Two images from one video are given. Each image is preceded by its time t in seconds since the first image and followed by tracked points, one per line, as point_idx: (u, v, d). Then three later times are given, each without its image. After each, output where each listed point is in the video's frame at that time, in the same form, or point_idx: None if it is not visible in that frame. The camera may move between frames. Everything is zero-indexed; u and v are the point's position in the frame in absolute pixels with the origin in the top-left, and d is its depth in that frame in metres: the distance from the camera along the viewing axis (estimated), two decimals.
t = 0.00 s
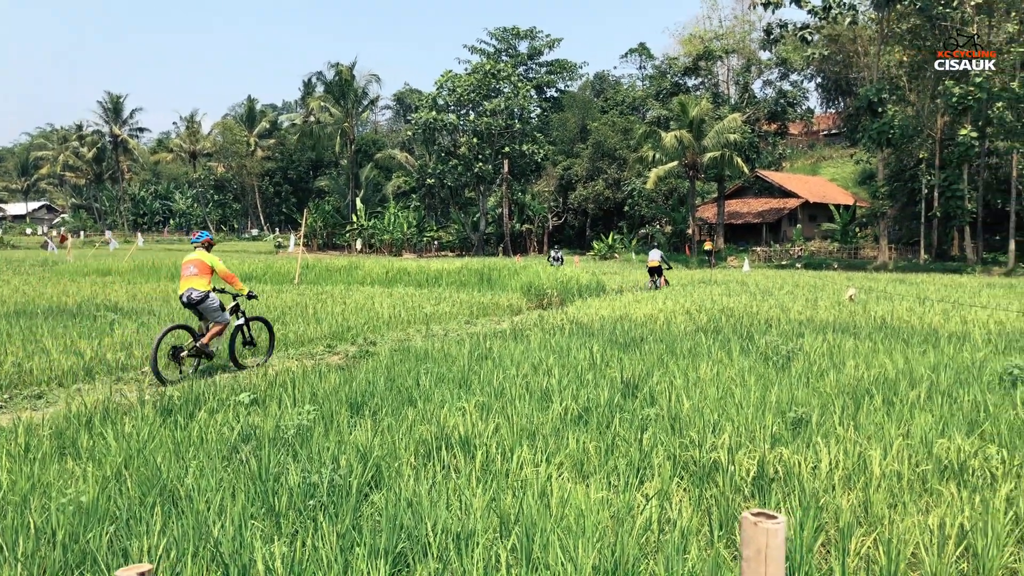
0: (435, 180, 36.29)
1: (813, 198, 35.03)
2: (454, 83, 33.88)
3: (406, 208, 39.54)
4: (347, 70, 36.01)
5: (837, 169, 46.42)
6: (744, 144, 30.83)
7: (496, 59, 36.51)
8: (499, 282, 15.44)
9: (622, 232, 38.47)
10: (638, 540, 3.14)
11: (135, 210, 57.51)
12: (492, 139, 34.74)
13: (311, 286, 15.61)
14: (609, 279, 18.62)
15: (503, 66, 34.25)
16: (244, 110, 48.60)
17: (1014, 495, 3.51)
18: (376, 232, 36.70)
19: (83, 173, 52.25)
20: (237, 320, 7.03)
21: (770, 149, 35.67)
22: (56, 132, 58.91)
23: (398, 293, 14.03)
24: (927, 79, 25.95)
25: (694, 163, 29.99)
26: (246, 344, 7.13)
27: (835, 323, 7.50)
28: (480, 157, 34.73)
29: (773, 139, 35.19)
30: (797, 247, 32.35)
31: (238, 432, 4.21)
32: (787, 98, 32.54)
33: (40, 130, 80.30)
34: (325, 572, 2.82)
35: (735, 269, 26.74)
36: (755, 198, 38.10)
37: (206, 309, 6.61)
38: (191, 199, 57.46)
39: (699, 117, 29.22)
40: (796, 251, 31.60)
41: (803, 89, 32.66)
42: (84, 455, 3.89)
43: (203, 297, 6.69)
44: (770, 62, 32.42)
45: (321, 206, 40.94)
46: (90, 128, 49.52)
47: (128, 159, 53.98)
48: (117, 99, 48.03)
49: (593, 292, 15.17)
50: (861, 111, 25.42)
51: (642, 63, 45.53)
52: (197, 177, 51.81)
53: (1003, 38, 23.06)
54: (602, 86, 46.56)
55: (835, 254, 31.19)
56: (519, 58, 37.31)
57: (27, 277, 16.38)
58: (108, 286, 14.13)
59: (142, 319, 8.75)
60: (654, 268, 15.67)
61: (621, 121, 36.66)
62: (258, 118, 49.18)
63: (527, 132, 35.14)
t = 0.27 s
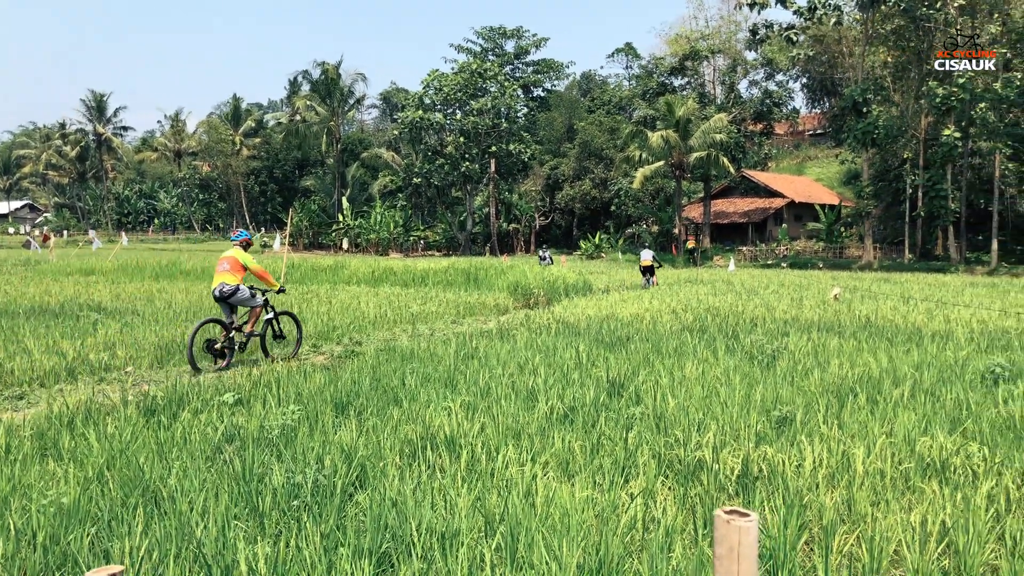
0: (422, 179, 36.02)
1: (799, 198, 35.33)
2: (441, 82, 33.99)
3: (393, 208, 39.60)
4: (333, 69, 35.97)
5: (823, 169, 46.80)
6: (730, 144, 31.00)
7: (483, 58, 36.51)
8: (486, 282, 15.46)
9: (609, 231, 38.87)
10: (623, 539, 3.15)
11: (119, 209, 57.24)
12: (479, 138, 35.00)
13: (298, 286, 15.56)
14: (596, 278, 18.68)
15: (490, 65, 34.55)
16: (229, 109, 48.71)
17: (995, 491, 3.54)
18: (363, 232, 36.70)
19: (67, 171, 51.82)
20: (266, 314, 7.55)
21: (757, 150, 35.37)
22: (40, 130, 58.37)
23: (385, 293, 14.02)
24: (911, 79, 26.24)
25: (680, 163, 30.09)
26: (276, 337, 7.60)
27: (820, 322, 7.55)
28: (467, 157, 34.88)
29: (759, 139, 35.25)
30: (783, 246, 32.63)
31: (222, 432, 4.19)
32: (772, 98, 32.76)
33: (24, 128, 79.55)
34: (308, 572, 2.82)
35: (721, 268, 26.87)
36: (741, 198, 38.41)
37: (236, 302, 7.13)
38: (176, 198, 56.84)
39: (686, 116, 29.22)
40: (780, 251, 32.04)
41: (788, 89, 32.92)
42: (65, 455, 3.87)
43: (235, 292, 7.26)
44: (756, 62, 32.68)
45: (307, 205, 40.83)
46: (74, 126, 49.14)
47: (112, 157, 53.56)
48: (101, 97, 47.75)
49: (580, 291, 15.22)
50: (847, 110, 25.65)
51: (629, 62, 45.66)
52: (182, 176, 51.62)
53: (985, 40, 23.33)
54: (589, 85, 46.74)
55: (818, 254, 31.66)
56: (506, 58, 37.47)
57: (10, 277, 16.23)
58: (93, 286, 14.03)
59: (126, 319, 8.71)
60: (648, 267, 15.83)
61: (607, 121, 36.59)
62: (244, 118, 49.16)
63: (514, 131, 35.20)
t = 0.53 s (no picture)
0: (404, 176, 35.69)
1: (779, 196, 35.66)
2: (424, 79, 34.11)
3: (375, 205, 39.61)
4: (314, 65, 35.93)
5: (804, 166, 47.33)
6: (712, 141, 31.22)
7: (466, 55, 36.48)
8: (469, 278, 15.50)
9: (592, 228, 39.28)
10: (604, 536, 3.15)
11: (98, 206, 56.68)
12: (462, 136, 35.03)
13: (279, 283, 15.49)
14: (580, 275, 18.76)
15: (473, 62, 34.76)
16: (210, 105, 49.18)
17: (971, 484, 3.58)
18: (345, 230, 36.62)
19: (45, 169, 51.20)
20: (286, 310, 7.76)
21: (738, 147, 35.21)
22: (18, 128, 57.63)
23: (367, 290, 13.99)
24: (892, 77, 26.65)
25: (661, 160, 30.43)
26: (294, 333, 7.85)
27: (801, 318, 7.61)
28: (450, 154, 34.84)
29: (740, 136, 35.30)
30: (764, 243, 32.98)
31: (201, 431, 4.17)
32: (753, 95, 32.92)
33: None
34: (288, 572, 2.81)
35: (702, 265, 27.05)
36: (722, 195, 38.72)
37: (261, 302, 7.31)
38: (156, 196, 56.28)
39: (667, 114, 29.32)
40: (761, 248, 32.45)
41: (768, 87, 33.28)
42: (41, 455, 3.84)
43: (260, 291, 7.43)
44: (737, 60, 33.04)
45: (290, 203, 40.59)
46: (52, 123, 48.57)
47: (91, 154, 52.96)
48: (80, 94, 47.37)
49: (563, 288, 15.27)
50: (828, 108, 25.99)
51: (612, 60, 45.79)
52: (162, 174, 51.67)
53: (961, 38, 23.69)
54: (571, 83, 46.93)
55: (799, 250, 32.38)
56: (487, 54, 37.60)
57: None
58: (72, 284, 13.90)
59: (105, 317, 8.65)
60: (631, 264, 15.86)
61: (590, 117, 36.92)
62: (224, 116, 50.16)
63: (496, 128, 35.32)
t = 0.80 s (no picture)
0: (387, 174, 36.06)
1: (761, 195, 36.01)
2: (406, 77, 33.79)
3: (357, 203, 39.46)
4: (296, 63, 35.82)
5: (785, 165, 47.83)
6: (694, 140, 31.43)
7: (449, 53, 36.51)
8: (451, 277, 15.47)
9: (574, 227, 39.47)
10: (585, 533, 3.16)
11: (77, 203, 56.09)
12: (444, 134, 34.98)
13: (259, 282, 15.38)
14: (562, 274, 18.78)
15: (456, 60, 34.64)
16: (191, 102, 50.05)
17: (946, 481, 3.64)
18: (326, 228, 36.57)
19: (21, 166, 50.54)
20: (304, 302, 8.10)
21: (719, 146, 35.88)
22: None
23: (349, 289, 13.92)
24: (870, 77, 27.10)
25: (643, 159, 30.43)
26: (310, 323, 8.19)
27: (781, 317, 7.67)
28: (432, 152, 34.94)
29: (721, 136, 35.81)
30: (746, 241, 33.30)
31: (180, 430, 4.14)
32: (735, 95, 33.43)
33: None
34: (268, 571, 2.80)
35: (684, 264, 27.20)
36: (703, 194, 39.04)
37: (283, 294, 7.63)
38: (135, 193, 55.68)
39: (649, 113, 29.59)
40: (743, 247, 32.74)
41: (750, 87, 33.70)
42: (17, 455, 3.79)
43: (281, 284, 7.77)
44: (719, 60, 33.45)
45: (270, 200, 40.28)
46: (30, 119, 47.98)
47: (70, 151, 52.34)
48: (58, 90, 46.93)
49: (545, 286, 15.29)
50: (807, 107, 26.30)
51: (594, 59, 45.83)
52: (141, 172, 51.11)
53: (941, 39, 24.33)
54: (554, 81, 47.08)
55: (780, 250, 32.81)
56: (470, 53, 37.45)
57: None
58: (47, 282, 13.68)
59: (83, 316, 8.57)
60: (611, 263, 15.94)
61: (573, 117, 36.91)
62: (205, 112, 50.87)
63: (479, 126, 35.63)
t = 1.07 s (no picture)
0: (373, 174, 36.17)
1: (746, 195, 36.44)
2: (392, 77, 34.13)
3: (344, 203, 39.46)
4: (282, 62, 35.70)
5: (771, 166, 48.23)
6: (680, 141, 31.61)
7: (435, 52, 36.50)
8: (439, 277, 15.47)
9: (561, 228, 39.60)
10: (571, 534, 3.16)
11: (60, 203, 55.68)
12: (431, 134, 35.25)
13: (246, 282, 15.32)
14: (549, 274, 18.81)
15: (442, 60, 34.87)
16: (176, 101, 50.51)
17: (931, 479, 3.66)
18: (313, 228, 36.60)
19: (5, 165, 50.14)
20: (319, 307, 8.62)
21: (705, 147, 35.80)
22: None
23: (336, 289, 13.87)
24: (855, 78, 27.36)
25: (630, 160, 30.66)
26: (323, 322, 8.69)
27: (767, 317, 7.71)
28: (419, 152, 35.16)
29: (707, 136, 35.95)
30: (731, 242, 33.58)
31: (165, 432, 4.12)
32: (721, 96, 33.55)
33: None
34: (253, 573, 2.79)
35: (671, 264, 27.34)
36: (690, 194, 39.43)
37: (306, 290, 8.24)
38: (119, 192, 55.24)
39: (635, 113, 29.88)
40: (729, 247, 32.99)
41: (736, 88, 33.72)
42: None
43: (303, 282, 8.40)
44: (705, 61, 33.65)
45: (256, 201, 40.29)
46: (13, 118, 47.61)
47: (54, 151, 51.97)
48: (41, 89, 46.67)
49: (532, 287, 15.30)
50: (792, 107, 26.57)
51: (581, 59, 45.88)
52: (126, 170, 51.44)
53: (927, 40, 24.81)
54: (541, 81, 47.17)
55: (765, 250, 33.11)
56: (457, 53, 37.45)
57: None
58: (30, 283, 13.54)
59: (67, 317, 8.50)
60: (590, 262, 16.06)
61: (560, 117, 36.87)
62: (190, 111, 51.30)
63: (467, 126, 35.94)
